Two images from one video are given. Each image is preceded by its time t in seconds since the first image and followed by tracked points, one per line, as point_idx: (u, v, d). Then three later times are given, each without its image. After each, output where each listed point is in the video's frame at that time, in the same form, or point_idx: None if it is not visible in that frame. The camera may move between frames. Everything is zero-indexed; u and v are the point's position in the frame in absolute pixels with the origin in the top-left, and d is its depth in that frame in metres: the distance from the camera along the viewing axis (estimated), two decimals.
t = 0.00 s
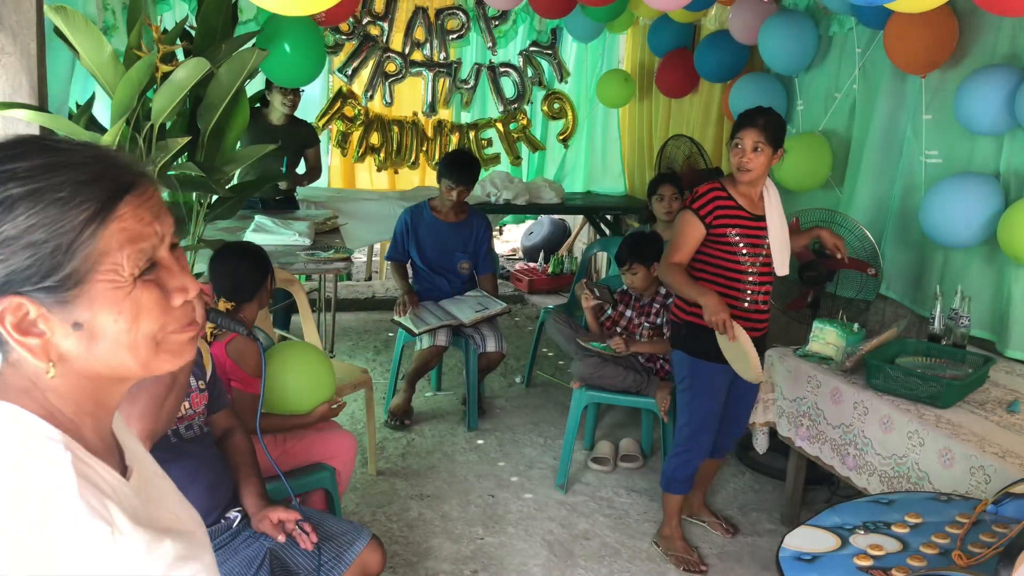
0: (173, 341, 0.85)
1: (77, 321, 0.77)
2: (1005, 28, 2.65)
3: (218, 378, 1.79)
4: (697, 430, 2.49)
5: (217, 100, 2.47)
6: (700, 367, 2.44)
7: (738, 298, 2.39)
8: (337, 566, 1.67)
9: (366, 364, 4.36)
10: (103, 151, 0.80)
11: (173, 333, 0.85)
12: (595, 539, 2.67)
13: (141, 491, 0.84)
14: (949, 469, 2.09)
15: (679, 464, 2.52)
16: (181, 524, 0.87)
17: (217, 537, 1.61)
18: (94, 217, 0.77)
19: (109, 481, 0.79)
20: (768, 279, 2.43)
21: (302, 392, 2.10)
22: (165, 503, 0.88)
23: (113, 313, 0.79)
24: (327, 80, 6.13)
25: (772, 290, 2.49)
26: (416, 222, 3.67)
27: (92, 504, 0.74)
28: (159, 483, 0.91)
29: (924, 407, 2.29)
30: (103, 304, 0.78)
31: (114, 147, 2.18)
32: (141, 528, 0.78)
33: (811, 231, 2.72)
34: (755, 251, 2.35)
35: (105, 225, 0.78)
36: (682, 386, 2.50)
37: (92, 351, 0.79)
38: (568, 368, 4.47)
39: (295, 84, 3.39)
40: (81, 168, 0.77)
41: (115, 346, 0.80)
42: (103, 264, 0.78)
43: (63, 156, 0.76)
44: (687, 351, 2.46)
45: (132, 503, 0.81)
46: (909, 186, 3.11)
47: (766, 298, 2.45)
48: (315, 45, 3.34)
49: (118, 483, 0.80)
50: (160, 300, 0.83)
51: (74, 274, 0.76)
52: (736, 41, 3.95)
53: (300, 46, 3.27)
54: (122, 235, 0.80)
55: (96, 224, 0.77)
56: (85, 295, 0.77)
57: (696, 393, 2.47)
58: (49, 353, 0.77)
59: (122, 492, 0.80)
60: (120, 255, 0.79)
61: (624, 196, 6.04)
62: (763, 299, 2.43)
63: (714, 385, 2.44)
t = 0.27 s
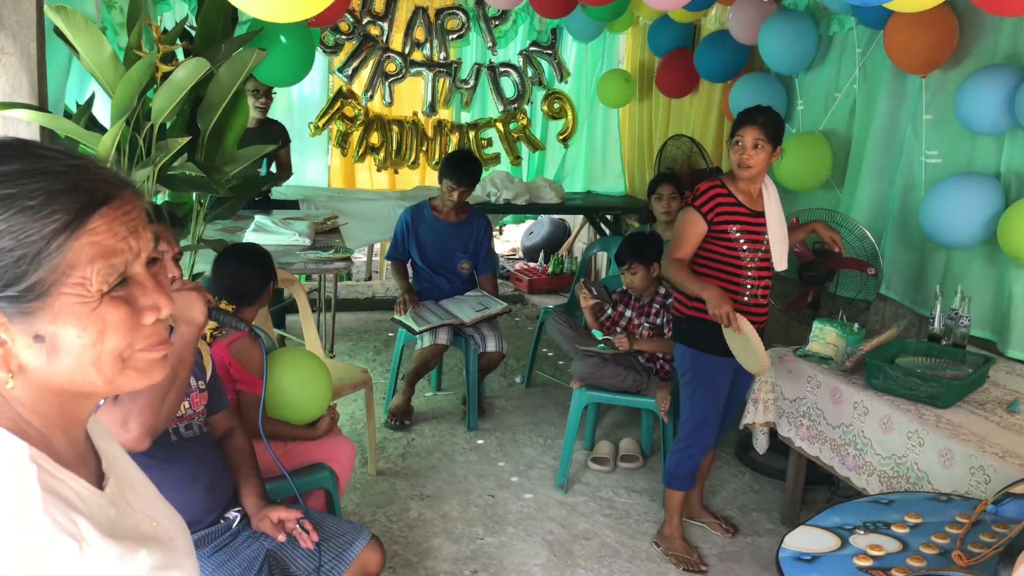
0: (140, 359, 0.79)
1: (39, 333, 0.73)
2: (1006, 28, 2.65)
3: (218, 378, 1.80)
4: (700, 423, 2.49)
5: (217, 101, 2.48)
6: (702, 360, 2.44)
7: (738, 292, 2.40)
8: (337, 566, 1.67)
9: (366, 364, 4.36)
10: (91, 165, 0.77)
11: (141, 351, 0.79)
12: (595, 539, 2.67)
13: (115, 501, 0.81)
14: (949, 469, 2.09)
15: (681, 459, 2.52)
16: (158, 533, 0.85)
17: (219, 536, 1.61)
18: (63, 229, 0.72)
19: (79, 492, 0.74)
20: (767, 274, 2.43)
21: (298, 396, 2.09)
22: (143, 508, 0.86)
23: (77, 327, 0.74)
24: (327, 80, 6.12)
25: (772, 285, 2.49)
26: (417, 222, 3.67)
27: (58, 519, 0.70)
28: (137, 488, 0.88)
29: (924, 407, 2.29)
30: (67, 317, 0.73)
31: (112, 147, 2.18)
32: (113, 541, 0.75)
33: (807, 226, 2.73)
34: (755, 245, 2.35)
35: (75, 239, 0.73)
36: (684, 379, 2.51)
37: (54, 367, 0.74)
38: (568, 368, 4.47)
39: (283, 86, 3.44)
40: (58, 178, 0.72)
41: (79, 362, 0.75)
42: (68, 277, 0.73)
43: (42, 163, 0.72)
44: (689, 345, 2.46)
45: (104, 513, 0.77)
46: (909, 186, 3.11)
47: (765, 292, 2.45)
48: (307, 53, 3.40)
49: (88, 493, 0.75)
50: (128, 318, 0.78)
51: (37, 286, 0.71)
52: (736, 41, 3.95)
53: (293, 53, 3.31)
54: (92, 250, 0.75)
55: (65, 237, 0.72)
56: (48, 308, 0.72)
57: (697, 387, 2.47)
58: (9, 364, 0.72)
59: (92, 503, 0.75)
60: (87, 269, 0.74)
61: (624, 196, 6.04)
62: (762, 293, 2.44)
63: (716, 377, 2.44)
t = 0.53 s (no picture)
0: (121, 363, 0.80)
1: (18, 339, 0.73)
2: (1006, 28, 2.65)
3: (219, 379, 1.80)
4: (701, 420, 2.49)
5: (217, 100, 2.48)
6: (704, 358, 2.44)
7: (735, 289, 2.39)
8: (337, 566, 1.67)
9: (366, 364, 4.36)
10: (73, 168, 0.75)
11: (123, 355, 0.80)
12: (595, 539, 2.67)
13: (100, 502, 0.80)
14: (949, 468, 2.09)
15: (681, 455, 2.53)
16: (146, 532, 0.85)
17: (220, 535, 1.61)
18: (42, 234, 0.71)
19: (61, 497, 0.72)
20: (765, 271, 2.42)
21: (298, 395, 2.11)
22: (130, 507, 0.85)
23: (56, 333, 0.74)
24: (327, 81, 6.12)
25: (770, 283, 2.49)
26: (417, 222, 3.67)
27: (37, 524, 0.68)
28: (124, 487, 0.87)
29: (924, 407, 2.29)
30: (46, 322, 0.73)
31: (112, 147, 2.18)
32: (97, 544, 0.73)
33: (809, 229, 2.75)
34: (751, 243, 2.35)
35: (55, 243, 0.72)
36: (685, 376, 2.50)
37: (34, 372, 0.74)
38: (568, 368, 4.47)
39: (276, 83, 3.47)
40: (36, 181, 0.71)
41: (60, 367, 0.75)
42: (48, 283, 0.73)
43: (19, 165, 0.70)
44: (690, 343, 2.46)
45: (88, 515, 0.75)
46: (909, 186, 3.11)
47: (763, 290, 2.45)
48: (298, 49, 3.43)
49: (70, 496, 0.74)
50: (109, 324, 0.78)
51: (17, 290, 0.71)
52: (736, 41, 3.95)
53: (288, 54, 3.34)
54: (73, 254, 0.74)
55: (45, 242, 0.71)
56: (26, 314, 0.72)
57: (697, 382, 2.47)
58: None
59: (76, 507, 0.74)
60: (67, 275, 0.74)
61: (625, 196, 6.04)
62: (761, 290, 2.44)
63: (718, 374, 2.44)
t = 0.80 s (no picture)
0: (120, 356, 0.81)
1: (43, 336, 0.73)
2: (1007, 28, 2.65)
3: (218, 379, 1.80)
4: (700, 418, 2.49)
5: (217, 101, 2.48)
6: (703, 357, 2.44)
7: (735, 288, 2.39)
8: (337, 566, 1.67)
9: (366, 364, 4.36)
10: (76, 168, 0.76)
11: (121, 347, 0.81)
12: (595, 539, 2.67)
13: (88, 503, 0.77)
14: (948, 468, 2.09)
15: (680, 453, 2.53)
16: (137, 532, 0.82)
17: (219, 535, 1.61)
18: (70, 231, 0.73)
19: (45, 503, 0.71)
20: (765, 270, 2.42)
21: (300, 395, 2.13)
22: (121, 505, 0.83)
23: (80, 329, 0.76)
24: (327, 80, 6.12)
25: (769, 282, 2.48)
26: (417, 222, 3.67)
27: (17, 536, 0.65)
28: (113, 485, 0.85)
29: (924, 407, 2.30)
30: (73, 319, 0.75)
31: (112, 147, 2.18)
32: (83, 550, 0.71)
33: (809, 230, 2.75)
34: (750, 242, 2.36)
35: (81, 239, 0.74)
36: (684, 374, 2.51)
37: (53, 370, 0.75)
38: (568, 368, 4.47)
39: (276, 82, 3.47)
40: (54, 179, 0.72)
41: (75, 363, 0.77)
42: (74, 280, 0.74)
43: (32, 165, 0.70)
44: (689, 342, 2.46)
45: (75, 519, 0.73)
46: (909, 186, 3.11)
47: (764, 289, 2.43)
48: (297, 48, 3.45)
49: (54, 501, 0.72)
50: (120, 318, 0.80)
51: (49, 288, 0.72)
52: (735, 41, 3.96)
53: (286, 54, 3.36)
54: (94, 250, 0.76)
55: (72, 238, 0.73)
56: (55, 312, 0.74)
57: (697, 380, 2.46)
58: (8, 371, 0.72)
59: (61, 512, 0.72)
60: (91, 270, 0.76)
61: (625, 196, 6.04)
62: (761, 289, 2.42)
63: (717, 373, 2.44)
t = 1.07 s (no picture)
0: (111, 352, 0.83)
1: (63, 333, 0.75)
2: (1008, 28, 2.65)
3: (218, 379, 1.80)
4: (700, 418, 2.49)
5: (216, 101, 2.48)
6: (703, 357, 2.43)
7: (735, 287, 2.39)
8: (337, 566, 1.67)
9: (366, 364, 4.36)
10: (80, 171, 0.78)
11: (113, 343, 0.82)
12: (595, 539, 2.67)
13: (77, 508, 0.76)
14: (949, 468, 2.09)
15: (680, 453, 2.53)
16: (127, 535, 0.81)
17: (220, 535, 1.61)
18: (90, 228, 0.75)
19: (33, 510, 0.69)
20: (766, 270, 2.42)
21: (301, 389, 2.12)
22: (110, 507, 0.82)
23: (91, 326, 0.78)
24: (327, 80, 6.13)
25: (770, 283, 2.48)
26: (417, 221, 3.67)
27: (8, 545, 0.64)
28: (106, 487, 0.83)
29: (924, 407, 2.29)
30: (89, 316, 0.77)
31: (112, 147, 2.18)
32: (71, 557, 0.70)
33: (811, 231, 2.73)
34: (751, 240, 2.36)
35: (98, 236, 0.77)
36: (684, 373, 2.51)
37: (65, 368, 0.76)
38: (568, 368, 4.47)
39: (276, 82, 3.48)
40: (70, 177, 0.74)
41: (83, 360, 0.78)
42: (91, 276, 0.77)
43: (49, 164, 0.72)
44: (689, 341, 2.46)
45: (64, 525, 0.72)
46: (910, 186, 3.11)
47: (764, 288, 2.43)
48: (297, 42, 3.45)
49: (42, 508, 0.71)
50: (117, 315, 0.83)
51: (75, 284, 0.75)
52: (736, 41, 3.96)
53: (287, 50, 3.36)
54: (105, 246, 0.79)
55: (92, 235, 0.75)
56: (76, 308, 0.75)
57: (699, 379, 2.46)
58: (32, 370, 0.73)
59: (49, 518, 0.71)
60: (102, 265, 0.79)
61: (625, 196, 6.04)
62: (761, 288, 2.42)
63: (717, 373, 2.44)
